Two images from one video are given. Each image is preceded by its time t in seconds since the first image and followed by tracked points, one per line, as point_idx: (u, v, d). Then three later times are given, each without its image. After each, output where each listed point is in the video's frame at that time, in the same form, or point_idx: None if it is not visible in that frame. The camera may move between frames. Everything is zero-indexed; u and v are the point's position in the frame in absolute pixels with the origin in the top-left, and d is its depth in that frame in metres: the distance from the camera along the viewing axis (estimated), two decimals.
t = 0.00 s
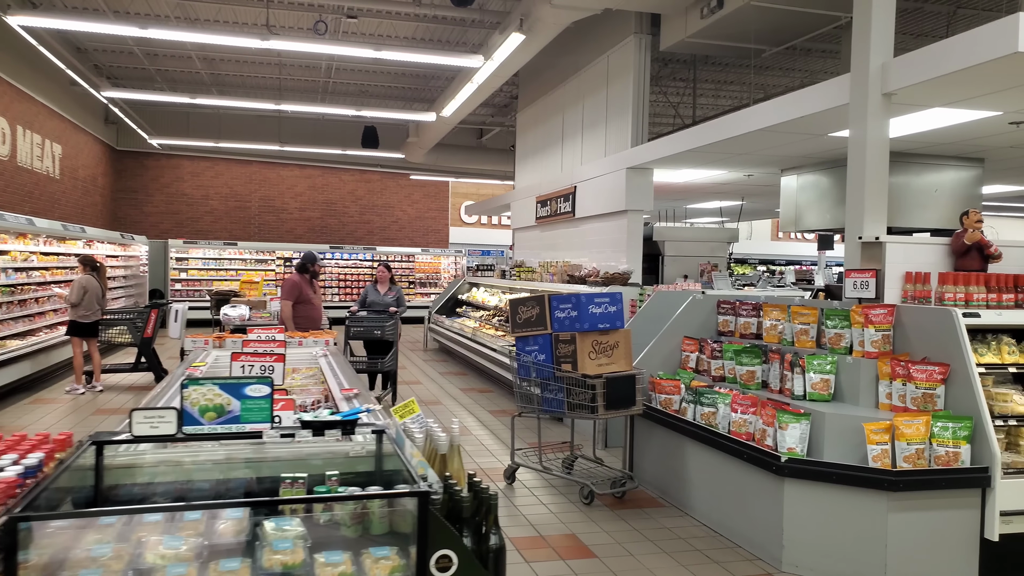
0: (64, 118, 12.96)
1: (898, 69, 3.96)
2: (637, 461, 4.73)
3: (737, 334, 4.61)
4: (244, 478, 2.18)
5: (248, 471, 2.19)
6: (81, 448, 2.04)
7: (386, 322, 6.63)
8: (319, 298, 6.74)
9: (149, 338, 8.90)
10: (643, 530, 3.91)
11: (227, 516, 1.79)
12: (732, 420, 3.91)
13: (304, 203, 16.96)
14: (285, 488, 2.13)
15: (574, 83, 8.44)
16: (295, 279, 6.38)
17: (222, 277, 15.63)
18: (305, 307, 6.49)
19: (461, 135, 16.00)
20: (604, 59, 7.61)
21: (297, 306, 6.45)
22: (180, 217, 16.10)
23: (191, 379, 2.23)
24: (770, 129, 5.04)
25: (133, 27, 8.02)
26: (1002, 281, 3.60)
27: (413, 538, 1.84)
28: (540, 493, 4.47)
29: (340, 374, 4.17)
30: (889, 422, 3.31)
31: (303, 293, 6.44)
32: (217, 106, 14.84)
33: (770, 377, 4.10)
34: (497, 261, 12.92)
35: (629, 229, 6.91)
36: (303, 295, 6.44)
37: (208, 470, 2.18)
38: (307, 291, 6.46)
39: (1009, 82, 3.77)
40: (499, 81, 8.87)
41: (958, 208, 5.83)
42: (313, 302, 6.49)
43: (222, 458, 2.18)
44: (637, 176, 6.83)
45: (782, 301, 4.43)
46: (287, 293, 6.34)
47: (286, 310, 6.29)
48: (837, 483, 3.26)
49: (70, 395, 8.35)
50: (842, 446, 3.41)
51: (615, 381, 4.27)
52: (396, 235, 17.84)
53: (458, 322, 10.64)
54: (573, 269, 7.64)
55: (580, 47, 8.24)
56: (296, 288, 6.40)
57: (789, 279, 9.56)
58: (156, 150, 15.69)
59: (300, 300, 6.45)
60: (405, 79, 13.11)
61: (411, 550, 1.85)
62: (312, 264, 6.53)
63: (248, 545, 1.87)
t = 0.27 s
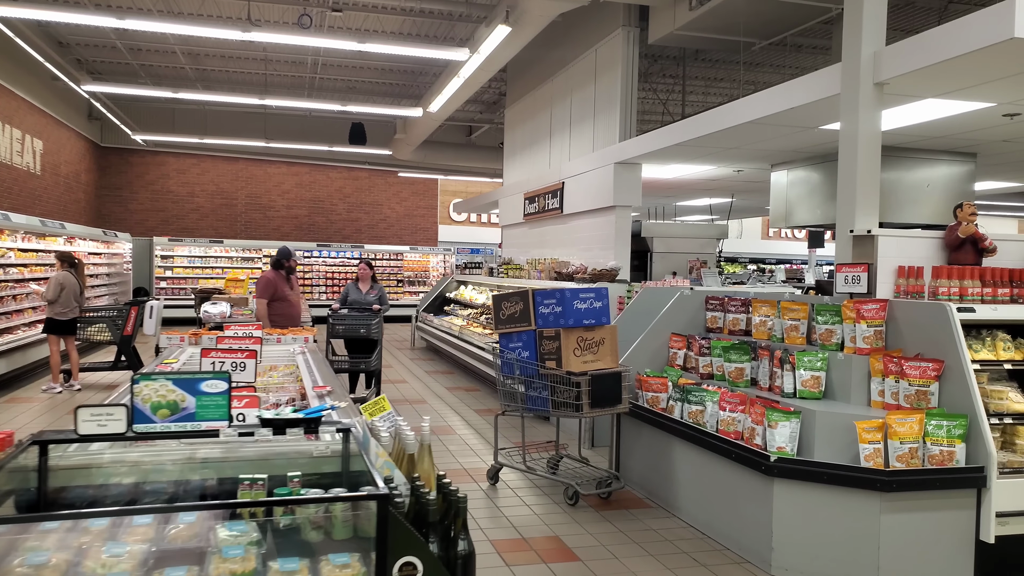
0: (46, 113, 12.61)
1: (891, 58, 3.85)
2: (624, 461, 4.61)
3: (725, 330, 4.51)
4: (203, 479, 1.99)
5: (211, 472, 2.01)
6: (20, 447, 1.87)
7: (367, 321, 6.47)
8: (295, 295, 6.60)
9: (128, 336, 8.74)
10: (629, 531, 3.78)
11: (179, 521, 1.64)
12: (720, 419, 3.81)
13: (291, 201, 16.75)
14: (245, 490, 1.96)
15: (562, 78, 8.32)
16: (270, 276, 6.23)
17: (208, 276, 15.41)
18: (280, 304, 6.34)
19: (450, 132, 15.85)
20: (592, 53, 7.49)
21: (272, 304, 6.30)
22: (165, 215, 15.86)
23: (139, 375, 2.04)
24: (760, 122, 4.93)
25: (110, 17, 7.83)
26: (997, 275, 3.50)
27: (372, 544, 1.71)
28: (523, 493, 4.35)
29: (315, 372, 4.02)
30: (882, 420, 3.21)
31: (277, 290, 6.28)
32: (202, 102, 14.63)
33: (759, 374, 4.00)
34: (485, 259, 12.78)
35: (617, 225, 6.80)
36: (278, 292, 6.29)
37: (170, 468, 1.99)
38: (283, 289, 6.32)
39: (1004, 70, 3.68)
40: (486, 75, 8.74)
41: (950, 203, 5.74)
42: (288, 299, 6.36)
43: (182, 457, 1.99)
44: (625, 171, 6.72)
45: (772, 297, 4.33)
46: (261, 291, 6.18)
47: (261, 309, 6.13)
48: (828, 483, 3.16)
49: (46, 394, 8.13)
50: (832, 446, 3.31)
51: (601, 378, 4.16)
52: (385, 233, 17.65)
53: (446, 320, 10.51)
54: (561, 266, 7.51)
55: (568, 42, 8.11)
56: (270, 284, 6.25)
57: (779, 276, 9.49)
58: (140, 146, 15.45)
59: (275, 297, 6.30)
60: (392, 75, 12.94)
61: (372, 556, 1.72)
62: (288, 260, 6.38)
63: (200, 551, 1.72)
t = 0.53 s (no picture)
0: (29, 107, 12.36)
1: (891, 50, 3.72)
2: (614, 465, 4.48)
3: (719, 332, 4.38)
4: (158, 493, 1.82)
5: (167, 484, 1.84)
6: None
7: (352, 320, 6.30)
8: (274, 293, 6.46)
9: (111, 335, 8.44)
10: (619, 540, 3.64)
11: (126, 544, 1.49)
12: (713, 424, 3.68)
13: (281, 198, 16.55)
14: (199, 507, 1.75)
15: (554, 73, 8.17)
16: (247, 275, 6.08)
17: (197, 274, 15.18)
18: (258, 304, 6.20)
19: (442, 129, 15.67)
20: (584, 48, 7.35)
21: (249, 303, 6.16)
22: (153, 211, 15.63)
23: (86, 381, 1.86)
24: (755, 117, 4.80)
25: (90, 8, 7.63)
26: (1001, 275, 3.38)
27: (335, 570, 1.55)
28: (510, 500, 4.20)
29: (292, 375, 3.85)
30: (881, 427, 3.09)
31: (254, 288, 6.14)
32: (190, 98, 14.40)
33: (754, 377, 3.87)
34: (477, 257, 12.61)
35: (609, 223, 6.66)
36: (254, 291, 6.14)
37: (121, 482, 1.82)
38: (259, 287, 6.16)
39: (1007, 63, 3.55)
40: (477, 70, 8.58)
41: (949, 201, 5.62)
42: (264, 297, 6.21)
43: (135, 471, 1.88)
44: (618, 168, 6.57)
45: (767, 297, 4.21)
46: (237, 292, 6.04)
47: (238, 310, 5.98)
48: (825, 492, 3.02)
49: (26, 395, 7.92)
50: (829, 453, 3.19)
51: (591, 381, 4.01)
52: (377, 231, 17.42)
53: (437, 319, 10.36)
54: (553, 265, 7.37)
55: (561, 36, 7.96)
56: (245, 284, 6.10)
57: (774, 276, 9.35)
58: (127, 142, 15.22)
59: (252, 296, 6.16)
60: (384, 70, 12.74)
61: None
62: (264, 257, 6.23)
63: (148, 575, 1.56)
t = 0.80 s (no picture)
0: (16, 103, 12.17)
1: (891, 41, 3.59)
2: (606, 469, 4.36)
3: (713, 332, 4.27)
4: (109, 509, 1.61)
5: (122, 498, 1.64)
6: None
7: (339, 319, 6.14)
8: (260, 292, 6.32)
9: (95, 335, 8.08)
10: (610, 548, 3.52)
11: None
12: (707, 427, 3.58)
13: (273, 195, 16.37)
14: (152, 526, 1.58)
15: (547, 68, 8.04)
16: (229, 273, 5.95)
17: (188, 271, 14.98)
18: (241, 303, 6.06)
19: (436, 125, 15.52)
20: (577, 42, 7.21)
21: (232, 303, 6.02)
22: (143, 208, 15.44)
23: (30, 393, 1.75)
24: (751, 111, 4.67)
25: None
26: (1004, 274, 3.27)
27: None
28: (498, 505, 4.07)
29: (270, 378, 3.72)
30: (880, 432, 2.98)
31: (236, 288, 6.01)
32: (180, 93, 14.22)
33: (748, 379, 3.75)
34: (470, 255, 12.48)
35: (603, 220, 6.54)
36: (237, 290, 6.01)
37: (77, 496, 1.62)
38: (241, 286, 6.03)
39: (1010, 55, 3.43)
40: (469, 64, 8.44)
41: (948, 199, 5.51)
42: (248, 297, 6.07)
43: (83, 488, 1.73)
44: (612, 164, 6.45)
45: (763, 296, 4.10)
46: (219, 291, 5.92)
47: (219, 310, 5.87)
48: (823, 501, 2.91)
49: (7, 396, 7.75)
50: (826, 458, 3.07)
51: (581, 383, 3.89)
52: (370, 228, 17.29)
53: (429, 318, 10.23)
54: (545, 263, 7.24)
55: (553, 30, 7.82)
56: (228, 283, 5.98)
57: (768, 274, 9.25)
58: (117, 138, 15.02)
59: (235, 296, 6.03)
60: (376, 65, 12.58)
61: None
62: (247, 255, 6.10)
63: None
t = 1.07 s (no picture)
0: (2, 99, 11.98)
1: (885, 30, 3.48)
2: (595, 471, 4.26)
3: (704, 330, 4.17)
4: (55, 519, 1.55)
5: (69, 508, 1.58)
6: None
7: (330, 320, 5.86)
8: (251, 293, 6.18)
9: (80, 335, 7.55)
10: (598, 553, 3.42)
11: None
12: (697, 428, 3.48)
13: (265, 192, 16.21)
14: (97, 538, 1.50)
15: (538, 63, 7.92)
16: (218, 272, 5.84)
17: (179, 269, 14.78)
18: (228, 303, 5.92)
19: (429, 122, 15.39)
20: (569, 36, 7.09)
21: (219, 303, 5.89)
22: (133, 206, 15.26)
23: None
24: (742, 105, 4.56)
25: None
26: (1003, 270, 3.17)
27: None
28: (484, 508, 3.96)
29: (247, 378, 3.59)
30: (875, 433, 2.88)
31: (224, 287, 5.88)
32: (169, 89, 14.05)
33: (740, 379, 3.65)
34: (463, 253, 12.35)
35: (594, 217, 6.42)
36: (225, 290, 5.88)
37: (24, 505, 1.56)
38: (231, 286, 5.90)
39: (1008, 43, 3.33)
40: (460, 59, 8.31)
41: (944, 194, 5.41)
42: (236, 297, 5.94)
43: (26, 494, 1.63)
44: (603, 159, 6.34)
45: (755, 293, 4.00)
46: (206, 289, 5.80)
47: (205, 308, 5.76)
48: (815, 505, 2.81)
49: None
50: (820, 460, 2.97)
51: (568, 383, 3.79)
52: (362, 226, 17.13)
53: (421, 316, 10.11)
54: (536, 260, 7.12)
55: (544, 24, 7.69)
56: (216, 281, 5.85)
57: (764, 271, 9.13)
58: (106, 135, 14.85)
59: (222, 295, 5.90)
60: (367, 61, 12.43)
61: None
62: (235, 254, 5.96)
63: None
